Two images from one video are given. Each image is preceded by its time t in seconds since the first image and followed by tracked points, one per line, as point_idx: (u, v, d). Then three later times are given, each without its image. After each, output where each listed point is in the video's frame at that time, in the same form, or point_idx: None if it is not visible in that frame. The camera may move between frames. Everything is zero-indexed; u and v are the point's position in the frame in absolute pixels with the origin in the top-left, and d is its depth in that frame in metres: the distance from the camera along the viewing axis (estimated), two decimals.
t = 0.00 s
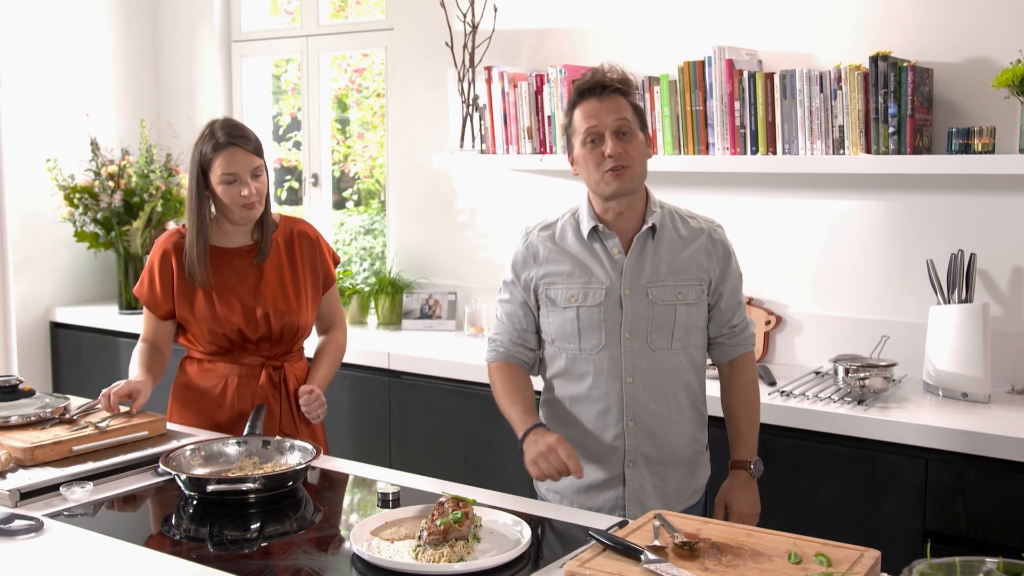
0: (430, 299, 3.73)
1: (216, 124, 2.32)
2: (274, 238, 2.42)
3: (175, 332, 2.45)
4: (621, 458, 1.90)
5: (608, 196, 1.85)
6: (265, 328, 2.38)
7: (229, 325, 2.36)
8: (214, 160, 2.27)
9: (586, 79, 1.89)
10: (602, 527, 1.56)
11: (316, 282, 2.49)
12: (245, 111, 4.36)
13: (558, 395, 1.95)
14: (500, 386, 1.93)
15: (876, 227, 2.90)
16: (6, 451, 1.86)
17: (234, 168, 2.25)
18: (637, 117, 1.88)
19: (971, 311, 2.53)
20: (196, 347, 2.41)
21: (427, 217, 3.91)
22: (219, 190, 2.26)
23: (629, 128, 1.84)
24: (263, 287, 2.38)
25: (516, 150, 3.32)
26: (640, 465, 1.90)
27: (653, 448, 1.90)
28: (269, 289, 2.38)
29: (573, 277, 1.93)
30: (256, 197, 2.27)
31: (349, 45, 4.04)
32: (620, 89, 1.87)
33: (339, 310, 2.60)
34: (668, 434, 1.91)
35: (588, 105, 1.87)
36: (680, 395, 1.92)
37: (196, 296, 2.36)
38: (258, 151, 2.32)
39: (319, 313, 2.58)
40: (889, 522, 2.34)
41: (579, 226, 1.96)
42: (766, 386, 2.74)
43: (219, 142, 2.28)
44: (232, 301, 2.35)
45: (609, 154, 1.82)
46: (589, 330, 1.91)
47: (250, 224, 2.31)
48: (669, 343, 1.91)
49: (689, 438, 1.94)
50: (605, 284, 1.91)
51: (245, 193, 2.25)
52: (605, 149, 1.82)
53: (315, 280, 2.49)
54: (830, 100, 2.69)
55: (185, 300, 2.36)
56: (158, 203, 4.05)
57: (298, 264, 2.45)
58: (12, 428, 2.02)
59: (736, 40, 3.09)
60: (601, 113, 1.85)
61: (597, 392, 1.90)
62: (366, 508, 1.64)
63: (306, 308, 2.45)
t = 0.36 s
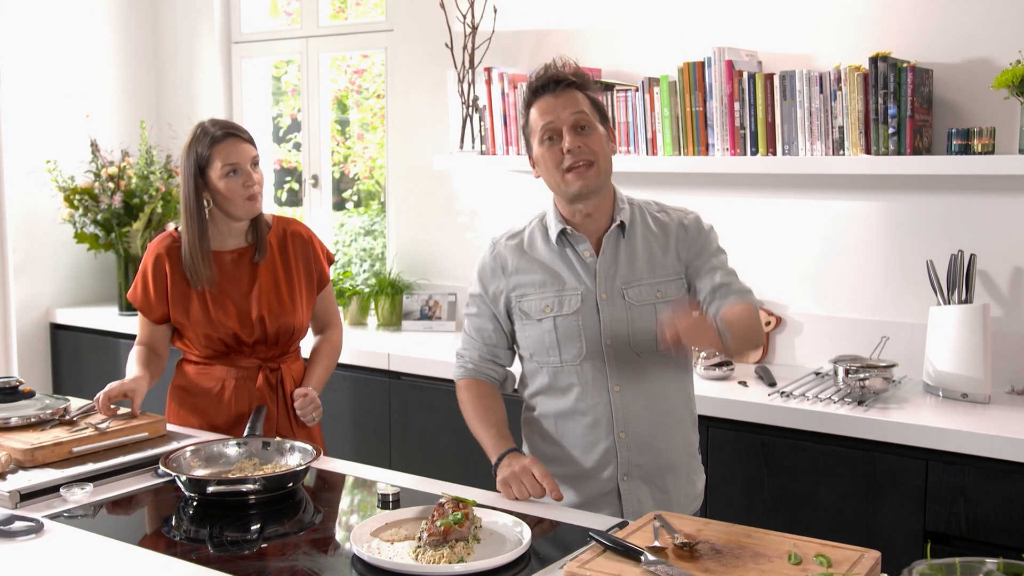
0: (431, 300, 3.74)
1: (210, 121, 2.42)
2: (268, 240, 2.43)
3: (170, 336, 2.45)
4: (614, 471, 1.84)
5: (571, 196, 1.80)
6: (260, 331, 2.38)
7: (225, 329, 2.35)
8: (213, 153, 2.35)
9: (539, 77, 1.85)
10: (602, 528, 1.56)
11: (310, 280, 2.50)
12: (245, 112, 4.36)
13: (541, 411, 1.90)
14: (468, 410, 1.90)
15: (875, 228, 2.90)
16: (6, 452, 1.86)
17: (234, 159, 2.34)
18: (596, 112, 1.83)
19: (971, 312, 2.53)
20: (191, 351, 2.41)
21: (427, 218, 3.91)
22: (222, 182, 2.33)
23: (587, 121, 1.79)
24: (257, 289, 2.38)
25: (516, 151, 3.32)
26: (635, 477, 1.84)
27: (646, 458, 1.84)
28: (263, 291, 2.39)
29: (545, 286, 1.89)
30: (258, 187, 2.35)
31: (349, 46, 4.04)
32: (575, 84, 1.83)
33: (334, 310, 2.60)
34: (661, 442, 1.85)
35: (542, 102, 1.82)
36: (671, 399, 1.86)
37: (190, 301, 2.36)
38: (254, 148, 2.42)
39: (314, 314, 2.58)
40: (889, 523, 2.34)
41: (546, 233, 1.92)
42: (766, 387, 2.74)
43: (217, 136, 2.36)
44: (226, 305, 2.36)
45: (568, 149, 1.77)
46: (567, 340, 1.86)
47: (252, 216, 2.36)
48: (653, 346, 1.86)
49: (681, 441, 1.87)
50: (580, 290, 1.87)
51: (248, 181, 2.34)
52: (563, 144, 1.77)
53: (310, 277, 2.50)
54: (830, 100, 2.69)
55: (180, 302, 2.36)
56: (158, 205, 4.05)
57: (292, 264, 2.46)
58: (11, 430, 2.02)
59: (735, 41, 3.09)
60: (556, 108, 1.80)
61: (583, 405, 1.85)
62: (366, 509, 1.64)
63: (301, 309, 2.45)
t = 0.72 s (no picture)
0: (429, 301, 3.74)
1: (205, 123, 2.44)
2: (267, 240, 2.43)
3: (170, 337, 2.45)
4: (587, 479, 1.76)
5: (554, 188, 1.72)
6: (260, 331, 2.38)
7: (225, 329, 2.35)
8: (207, 152, 2.35)
9: (521, 66, 1.79)
10: (600, 530, 1.56)
11: (309, 281, 2.50)
12: (245, 113, 4.36)
13: (514, 415, 1.84)
14: (454, 411, 1.92)
15: (874, 231, 2.90)
16: (4, 453, 1.85)
17: (229, 157, 2.34)
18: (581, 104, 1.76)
19: (970, 315, 2.53)
20: (191, 351, 2.40)
21: (426, 219, 3.91)
22: (216, 181, 2.33)
23: (572, 113, 1.72)
24: (257, 290, 2.38)
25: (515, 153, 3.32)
26: (610, 484, 1.75)
27: (620, 463, 1.75)
28: (263, 292, 2.39)
29: (513, 285, 1.83)
30: (253, 184, 2.35)
31: (348, 48, 4.04)
32: (558, 74, 1.77)
33: (333, 311, 2.59)
34: (636, 445, 1.75)
35: (525, 91, 1.76)
36: (645, 399, 1.75)
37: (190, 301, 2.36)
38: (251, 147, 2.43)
39: (313, 314, 2.58)
40: (888, 526, 2.34)
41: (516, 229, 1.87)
42: (765, 389, 2.74)
43: (211, 136, 2.37)
44: (226, 305, 2.36)
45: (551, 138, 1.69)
46: (533, 341, 1.79)
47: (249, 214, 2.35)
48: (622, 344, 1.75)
49: (662, 442, 1.77)
50: (545, 289, 1.79)
51: (243, 179, 2.34)
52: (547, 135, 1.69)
53: (308, 278, 2.50)
54: (830, 103, 2.69)
55: (179, 304, 2.36)
56: (157, 205, 4.05)
57: (291, 266, 2.46)
58: (9, 430, 2.02)
59: (735, 43, 3.10)
60: (539, 97, 1.74)
61: (551, 408, 1.78)
62: (364, 510, 1.64)
63: (300, 309, 2.45)
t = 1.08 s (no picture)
0: (429, 303, 3.74)
1: (204, 124, 2.42)
2: (267, 242, 2.43)
3: (170, 338, 2.45)
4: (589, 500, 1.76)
5: (541, 211, 1.68)
6: (259, 332, 2.38)
7: (225, 329, 2.36)
8: (204, 152, 2.34)
9: (499, 77, 1.72)
10: (600, 532, 1.56)
11: (309, 282, 2.50)
12: (245, 115, 4.36)
13: (517, 432, 1.83)
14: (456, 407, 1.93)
15: (873, 233, 2.91)
16: (4, 454, 1.86)
17: (224, 158, 2.33)
18: (564, 114, 1.70)
19: (969, 318, 2.53)
20: (191, 352, 2.40)
21: (426, 221, 3.91)
22: (212, 182, 2.32)
23: (555, 129, 1.67)
24: (256, 291, 2.38)
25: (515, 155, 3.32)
26: (615, 504, 1.75)
27: (624, 484, 1.75)
28: (263, 293, 2.39)
29: (511, 305, 1.80)
30: (249, 185, 2.33)
31: (349, 50, 4.04)
32: (539, 85, 1.70)
33: (334, 312, 2.59)
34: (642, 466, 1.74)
35: (504, 109, 1.70)
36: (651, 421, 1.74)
37: (190, 303, 2.36)
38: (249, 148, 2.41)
39: (314, 317, 2.58)
40: (888, 529, 2.34)
41: (512, 243, 1.81)
42: (764, 392, 2.74)
43: (208, 136, 2.36)
44: (226, 306, 2.36)
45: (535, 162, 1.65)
46: (533, 363, 1.77)
47: (246, 216, 2.34)
48: (626, 367, 1.73)
49: (671, 457, 1.76)
50: (545, 310, 1.76)
51: (237, 181, 2.32)
52: (531, 158, 1.65)
53: (308, 279, 2.49)
54: (830, 105, 2.69)
55: (179, 304, 2.36)
56: (157, 206, 4.05)
57: (291, 268, 2.46)
58: (9, 431, 2.02)
59: (735, 46, 3.10)
60: (521, 116, 1.68)
61: (553, 429, 1.76)
62: (364, 512, 1.64)
63: (300, 310, 2.45)
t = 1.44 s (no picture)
0: (429, 302, 3.73)
1: (204, 122, 2.42)
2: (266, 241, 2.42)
3: (170, 337, 2.45)
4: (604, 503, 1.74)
5: (600, 217, 1.65)
6: (259, 331, 2.38)
7: (225, 328, 2.35)
8: (200, 150, 2.34)
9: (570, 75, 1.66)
10: (600, 531, 1.56)
11: (309, 282, 2.49)
12: (245, 113, 4.36)
13: (554, 426, 1.81)
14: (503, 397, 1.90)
15: (873, 233, 2.90)
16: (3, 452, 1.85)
17: (220, 156, 2.32)
18: (633, 117, 1.64)
19: (969, 317, 2.53)
20: (192, 351, 2.40)
21: (426, 219, 3.91)
22: (207, 181, 2.32)
23: (621, 134, 1.62)
24: (257, 290, 2.38)
25: (515, 154, 3.33)
26: (627, 514, 1.72)
27: (643, 496, 1.71)
28: (263, 292, 2.39)
29: (563, 298, 1.77)
30: (243, 185, 2.32)
31: (349, 48, 4.04)
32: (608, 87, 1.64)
33: (334, 311, 2.59)
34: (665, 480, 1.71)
35: (572, 107, 1.64)
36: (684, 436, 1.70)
37: (190, 302, 2.36)
38: (247, 146, 2.40)
39: (314, 316, 2.58)
40: (887, 528, 2.34)
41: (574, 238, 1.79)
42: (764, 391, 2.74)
43: (205, 134, 2.36)
44: (226, 305, 2.36)
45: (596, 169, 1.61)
46: (574, 358, 1.75)
47: (241, 215, 2.33)
48: (667, 377, 1.69)
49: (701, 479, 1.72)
50: (594, 308, 1.73)
51: (232, 179, 2.31)
52: (592, 162, 1.61)
53: (309, 279, 2.49)
54: (830, 105, 2.69)
55: (179, 303, 2.36)
56: (157, 205, 4.05)
57: (292, 267, 2.45)
58: (8, 429, 2.02)
59: (735, 44, 3.10)
60: (586, 119, 1.62)
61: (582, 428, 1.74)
62: (363, 510, 1.64)
63: (301, 309, 2.45)
